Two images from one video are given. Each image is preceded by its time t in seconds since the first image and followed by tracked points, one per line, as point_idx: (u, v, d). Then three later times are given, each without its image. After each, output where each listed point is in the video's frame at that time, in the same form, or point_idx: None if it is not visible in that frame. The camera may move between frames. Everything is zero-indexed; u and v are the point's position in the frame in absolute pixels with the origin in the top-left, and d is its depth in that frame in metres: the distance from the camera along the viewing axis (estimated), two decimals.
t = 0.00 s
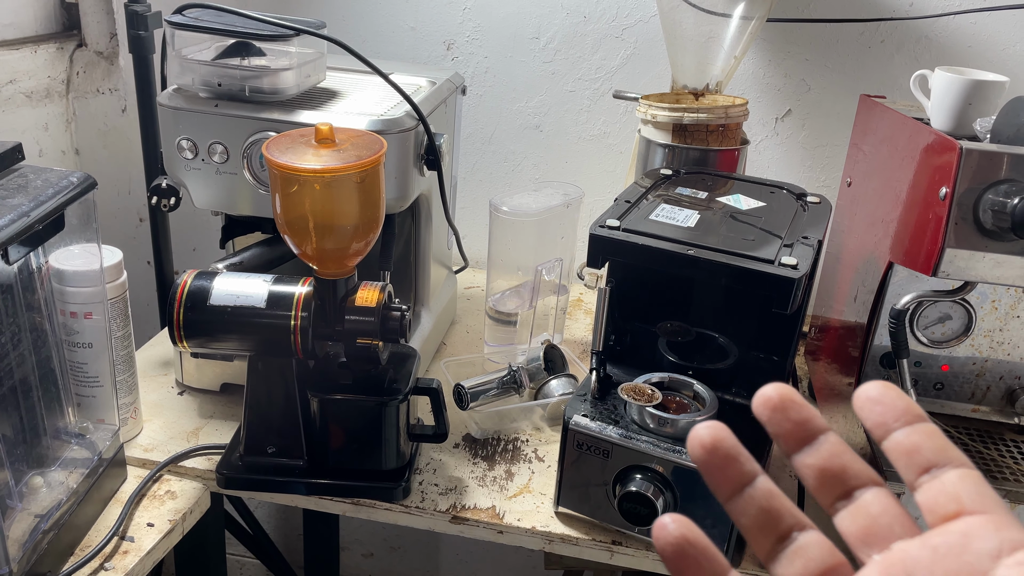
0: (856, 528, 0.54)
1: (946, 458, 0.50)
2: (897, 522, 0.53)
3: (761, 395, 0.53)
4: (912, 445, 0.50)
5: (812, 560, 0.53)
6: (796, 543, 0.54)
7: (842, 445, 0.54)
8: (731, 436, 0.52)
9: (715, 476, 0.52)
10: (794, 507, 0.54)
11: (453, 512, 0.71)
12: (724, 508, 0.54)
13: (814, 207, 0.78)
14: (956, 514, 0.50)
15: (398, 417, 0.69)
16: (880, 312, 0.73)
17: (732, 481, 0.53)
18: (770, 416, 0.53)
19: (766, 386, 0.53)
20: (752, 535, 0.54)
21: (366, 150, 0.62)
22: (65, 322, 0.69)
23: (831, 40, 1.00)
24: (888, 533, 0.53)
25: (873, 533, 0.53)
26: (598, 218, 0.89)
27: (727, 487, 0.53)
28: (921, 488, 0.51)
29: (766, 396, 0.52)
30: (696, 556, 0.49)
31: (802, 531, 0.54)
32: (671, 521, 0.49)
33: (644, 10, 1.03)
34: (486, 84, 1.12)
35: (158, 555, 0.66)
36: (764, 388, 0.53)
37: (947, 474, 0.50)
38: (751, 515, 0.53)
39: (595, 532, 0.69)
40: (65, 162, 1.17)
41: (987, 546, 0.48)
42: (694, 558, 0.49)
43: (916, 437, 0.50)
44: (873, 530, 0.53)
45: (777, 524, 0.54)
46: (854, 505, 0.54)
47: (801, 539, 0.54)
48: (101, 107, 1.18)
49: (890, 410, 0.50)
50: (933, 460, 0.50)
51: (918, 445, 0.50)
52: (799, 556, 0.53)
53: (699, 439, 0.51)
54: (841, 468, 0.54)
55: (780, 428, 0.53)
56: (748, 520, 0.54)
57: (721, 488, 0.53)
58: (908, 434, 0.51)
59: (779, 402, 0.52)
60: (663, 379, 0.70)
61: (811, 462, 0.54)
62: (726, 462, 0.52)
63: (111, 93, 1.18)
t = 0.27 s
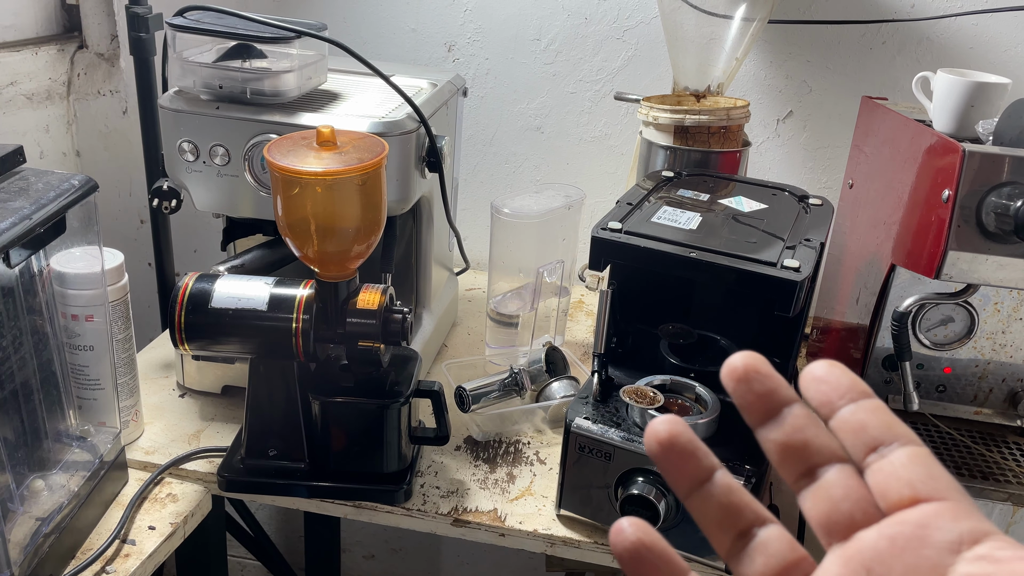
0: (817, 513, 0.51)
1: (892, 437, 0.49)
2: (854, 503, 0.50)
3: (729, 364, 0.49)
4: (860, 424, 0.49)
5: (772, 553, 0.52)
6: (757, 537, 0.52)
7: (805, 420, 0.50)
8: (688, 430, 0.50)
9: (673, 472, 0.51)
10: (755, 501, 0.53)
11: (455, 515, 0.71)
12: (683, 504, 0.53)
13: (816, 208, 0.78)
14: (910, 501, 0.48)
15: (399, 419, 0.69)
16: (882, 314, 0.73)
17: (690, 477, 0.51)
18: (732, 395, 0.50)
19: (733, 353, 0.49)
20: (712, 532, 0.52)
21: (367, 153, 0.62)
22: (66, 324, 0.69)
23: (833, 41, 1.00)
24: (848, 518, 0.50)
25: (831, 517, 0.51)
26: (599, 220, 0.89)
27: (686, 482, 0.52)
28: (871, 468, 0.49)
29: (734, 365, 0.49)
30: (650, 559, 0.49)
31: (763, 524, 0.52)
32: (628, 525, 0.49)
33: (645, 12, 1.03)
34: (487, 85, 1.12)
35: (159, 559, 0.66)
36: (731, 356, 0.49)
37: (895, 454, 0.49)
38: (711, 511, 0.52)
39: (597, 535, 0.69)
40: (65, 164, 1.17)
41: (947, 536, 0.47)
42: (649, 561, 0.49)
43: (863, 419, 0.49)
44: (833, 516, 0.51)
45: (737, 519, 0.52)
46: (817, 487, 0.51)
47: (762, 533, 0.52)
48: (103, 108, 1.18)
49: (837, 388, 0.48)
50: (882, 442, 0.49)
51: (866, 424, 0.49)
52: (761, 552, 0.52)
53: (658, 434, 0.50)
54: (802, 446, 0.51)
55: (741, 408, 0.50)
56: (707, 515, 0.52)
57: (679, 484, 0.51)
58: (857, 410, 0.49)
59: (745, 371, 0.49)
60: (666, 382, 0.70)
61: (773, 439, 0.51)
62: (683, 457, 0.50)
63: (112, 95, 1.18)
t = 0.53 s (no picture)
0: (796, 510, 0.52)
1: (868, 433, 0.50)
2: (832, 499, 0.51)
3: (705, 362, 0.50)
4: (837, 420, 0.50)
5: (753, 550, 0.51)
6: (737, 535, 0.52)
7: (783, 417, 0.51)
8: (666, 426, 0.50)
9: (652, 468, 0.50)
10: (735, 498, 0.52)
11: (458, 516, 0.71)
12: (662, 502, 0.52)
13: (819, 209, 0.78)
14: (888, 496, 0.50)
15: (402, 420, 0.69)
16: (885, 315, 0.73)
17: (669, 473, 0.51)
18: (709, 392, 0.51)
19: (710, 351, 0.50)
20: (691, 529, 0.52)
21: (370, 154, 0.62)
22: (68, 325, 0.69)
23: (835, 42, 1.00)
24: (825, 514, 0.51)
25: (809, 513, 0.51)
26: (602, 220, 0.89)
27: (665, 479, 0.51)
28: (848, 464, 0.51)
29: (710, 363, 0.50)
30: (630, 559, 0.48)
31: (743, 522, 0.52)
32: (608, 525, 0.48)
33: (647, 12, 1.03)
34: (489, 86, 1.12)
35: (162, 560, 0.66)
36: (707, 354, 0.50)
37: (871, 450, 0.50)
38: (690, 508, 0.52)
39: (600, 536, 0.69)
40: (66, 165, 1.17)
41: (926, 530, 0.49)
42: (629, 560, 0.48)
43: (839, 416, 0.50)
44: (810, 512, 0.51)
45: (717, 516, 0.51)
46: (795, 484, 0.52)
47: (743, 530, 0.52)
48: (104, 109, 1.17)
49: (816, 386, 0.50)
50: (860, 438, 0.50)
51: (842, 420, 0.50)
52: (741, 550, 0.51)
53: (636, 429, 0.50)
54: (780, 443, 0.51)
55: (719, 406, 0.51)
56: (686, 512, 0.52)
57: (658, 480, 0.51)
58: (833, 406, 0.50)
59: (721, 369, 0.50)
60: (669, 383, 0.70)
61: (750, 436, 0.52)
62: (662, 453, 0.50)
63: (114, 95, 1.17)
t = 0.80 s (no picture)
0: (773, 500, 0.51)
1: (843, 421, 0.50)
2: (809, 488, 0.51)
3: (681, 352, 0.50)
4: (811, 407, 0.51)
5: (728, 540, 0.51)
6: (712, 524, 0.52)
7: (759, 406, 0.51)
8: (643, 417, 0.50)
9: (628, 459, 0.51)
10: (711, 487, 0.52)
11: (459, 518, 0.71)
12: (639, 492, 0.53)
13: (820, 211, 0.78)
14: (864, 485, 0.49)
15: (403, 421, 0.69)
16: (886, 316, 0.73)
17: (645, 464, 0.51)
18: (685, 383, 0.51)
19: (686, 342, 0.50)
20: (667, 519, 0.52)
21: (371, 155, 0.62)
22: (70, 327, 0.69)
23: (836, 43, 1.00)
24: (800, 503, 0.51)
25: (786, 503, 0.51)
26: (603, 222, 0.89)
27: (641, 469, 0.52)
28: (824, 453, 0.51)
29: (687, 353, 0.50)
30: (604, 548, 0.49)
31: (718, 512, 0.52)
32: (583, 516, 0.49)
33: (647, 14, 1.03)
34: (490, 87, 1.12)
35: (163, 561, 0.66)
36: (684, 344, 0.50)
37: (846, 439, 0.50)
38: (667, 498, 0.52)
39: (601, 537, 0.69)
40: (68, 166, 1.17)
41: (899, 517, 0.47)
42: (603, 548, 0.49)
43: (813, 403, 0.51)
44: (786, 501, 0.51)
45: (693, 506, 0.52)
46: (770, 474, 0.51)
47: (718, 520, 0.52)
48: (105, 110, 1.18)
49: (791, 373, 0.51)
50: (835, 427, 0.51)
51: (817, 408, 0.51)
52: (716, 539, 0.52)
53: (613, 421, 0.50)
54: (757, 431, 0.51)
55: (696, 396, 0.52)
56: (663, 503, 0.52)
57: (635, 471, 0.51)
58: (808, 394, 0.51)
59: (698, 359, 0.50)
60: (670, 384, 0.70)
61: (726, 426, 0.52)
62: (638, 444, 0.50)
63: (115, 97, 1.18)
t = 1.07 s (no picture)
0: (763, 495, 0.51)
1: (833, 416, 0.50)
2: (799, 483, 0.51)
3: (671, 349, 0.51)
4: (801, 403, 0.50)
5: (718, 535, 0.51)
6: (703, 519, 0.52)
7: (748, 401, 0.52)
8: (633, 411, 0.51)
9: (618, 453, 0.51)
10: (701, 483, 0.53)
11: (459, 519, 0.71)
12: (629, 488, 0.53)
13: (820, 212, 0.78)
14: (852, 478, 0.49)
15: (404, 422, 0.69)
16: (886, 317, 0.73)
17: (635, 458, 0.51)
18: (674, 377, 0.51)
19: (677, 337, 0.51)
20: (658, 515, 0.52)
21: (372, 156, 0.62)
22: (70, 328, 0.69)
23: (836, 43, 1.00)
24: (790, 498, 0.51)
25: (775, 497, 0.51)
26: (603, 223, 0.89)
27: (631, 465, 0.52)
28: (813, 447, 0.50)
29: (676, 349, 0.50)
30: (596, 544, 0.49)
31: (709, 507, 0.52)
32: (572, 511, 0.49)
33: (648, 15, 1.03)
34: (490, 88, 1.12)
35: (164, 562, 0.66)
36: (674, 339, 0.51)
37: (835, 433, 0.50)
38: (657, 493, 0.52)
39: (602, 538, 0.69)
40: (68, 167, 1.17)
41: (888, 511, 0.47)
42: (595, 544, 0.49)
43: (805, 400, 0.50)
44: (776, 495, 0.51)
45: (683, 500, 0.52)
46: (760, 469, 0.52)
47: (709, 515, 0.52)
48: (106, 111, 1.18)
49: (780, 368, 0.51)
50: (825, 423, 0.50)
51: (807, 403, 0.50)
52: (707, 534, 0.52)
53: (602, 415, 0.50)
54: (747, 426, 0.52)
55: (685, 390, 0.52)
56: (654, 498, 0.52)
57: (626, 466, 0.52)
58: (798, 388, 0.50)
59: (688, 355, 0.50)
60: (670, 385, 0.70)
61: (717, 420, 0.52)
62: (628, 438, 0.51)
63: (116, 97, 1.18)
